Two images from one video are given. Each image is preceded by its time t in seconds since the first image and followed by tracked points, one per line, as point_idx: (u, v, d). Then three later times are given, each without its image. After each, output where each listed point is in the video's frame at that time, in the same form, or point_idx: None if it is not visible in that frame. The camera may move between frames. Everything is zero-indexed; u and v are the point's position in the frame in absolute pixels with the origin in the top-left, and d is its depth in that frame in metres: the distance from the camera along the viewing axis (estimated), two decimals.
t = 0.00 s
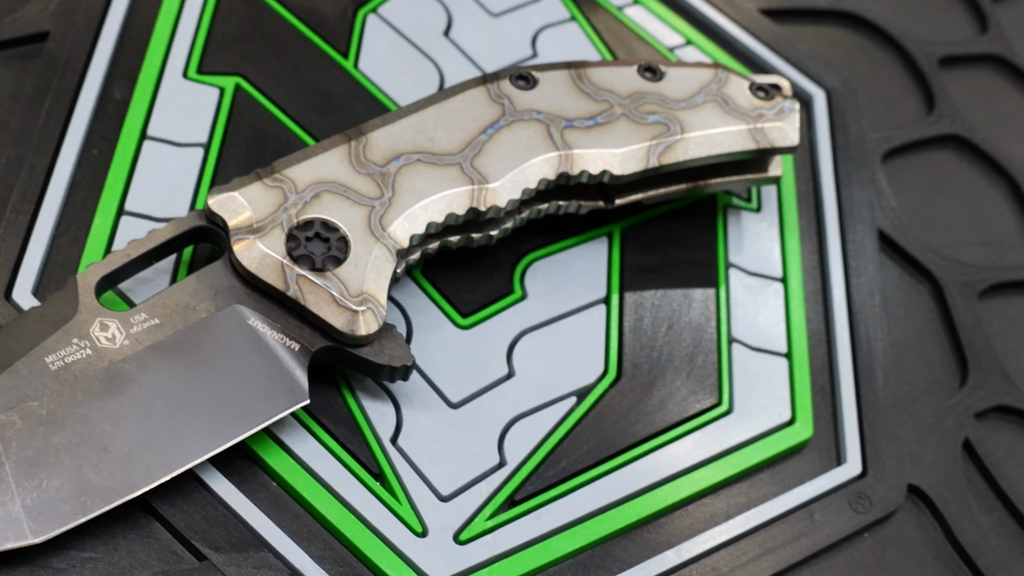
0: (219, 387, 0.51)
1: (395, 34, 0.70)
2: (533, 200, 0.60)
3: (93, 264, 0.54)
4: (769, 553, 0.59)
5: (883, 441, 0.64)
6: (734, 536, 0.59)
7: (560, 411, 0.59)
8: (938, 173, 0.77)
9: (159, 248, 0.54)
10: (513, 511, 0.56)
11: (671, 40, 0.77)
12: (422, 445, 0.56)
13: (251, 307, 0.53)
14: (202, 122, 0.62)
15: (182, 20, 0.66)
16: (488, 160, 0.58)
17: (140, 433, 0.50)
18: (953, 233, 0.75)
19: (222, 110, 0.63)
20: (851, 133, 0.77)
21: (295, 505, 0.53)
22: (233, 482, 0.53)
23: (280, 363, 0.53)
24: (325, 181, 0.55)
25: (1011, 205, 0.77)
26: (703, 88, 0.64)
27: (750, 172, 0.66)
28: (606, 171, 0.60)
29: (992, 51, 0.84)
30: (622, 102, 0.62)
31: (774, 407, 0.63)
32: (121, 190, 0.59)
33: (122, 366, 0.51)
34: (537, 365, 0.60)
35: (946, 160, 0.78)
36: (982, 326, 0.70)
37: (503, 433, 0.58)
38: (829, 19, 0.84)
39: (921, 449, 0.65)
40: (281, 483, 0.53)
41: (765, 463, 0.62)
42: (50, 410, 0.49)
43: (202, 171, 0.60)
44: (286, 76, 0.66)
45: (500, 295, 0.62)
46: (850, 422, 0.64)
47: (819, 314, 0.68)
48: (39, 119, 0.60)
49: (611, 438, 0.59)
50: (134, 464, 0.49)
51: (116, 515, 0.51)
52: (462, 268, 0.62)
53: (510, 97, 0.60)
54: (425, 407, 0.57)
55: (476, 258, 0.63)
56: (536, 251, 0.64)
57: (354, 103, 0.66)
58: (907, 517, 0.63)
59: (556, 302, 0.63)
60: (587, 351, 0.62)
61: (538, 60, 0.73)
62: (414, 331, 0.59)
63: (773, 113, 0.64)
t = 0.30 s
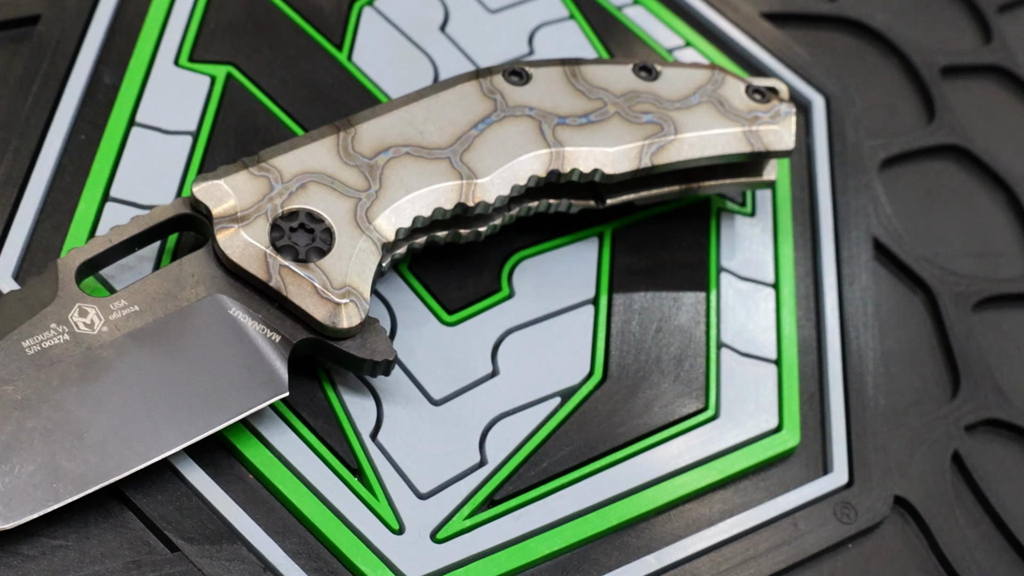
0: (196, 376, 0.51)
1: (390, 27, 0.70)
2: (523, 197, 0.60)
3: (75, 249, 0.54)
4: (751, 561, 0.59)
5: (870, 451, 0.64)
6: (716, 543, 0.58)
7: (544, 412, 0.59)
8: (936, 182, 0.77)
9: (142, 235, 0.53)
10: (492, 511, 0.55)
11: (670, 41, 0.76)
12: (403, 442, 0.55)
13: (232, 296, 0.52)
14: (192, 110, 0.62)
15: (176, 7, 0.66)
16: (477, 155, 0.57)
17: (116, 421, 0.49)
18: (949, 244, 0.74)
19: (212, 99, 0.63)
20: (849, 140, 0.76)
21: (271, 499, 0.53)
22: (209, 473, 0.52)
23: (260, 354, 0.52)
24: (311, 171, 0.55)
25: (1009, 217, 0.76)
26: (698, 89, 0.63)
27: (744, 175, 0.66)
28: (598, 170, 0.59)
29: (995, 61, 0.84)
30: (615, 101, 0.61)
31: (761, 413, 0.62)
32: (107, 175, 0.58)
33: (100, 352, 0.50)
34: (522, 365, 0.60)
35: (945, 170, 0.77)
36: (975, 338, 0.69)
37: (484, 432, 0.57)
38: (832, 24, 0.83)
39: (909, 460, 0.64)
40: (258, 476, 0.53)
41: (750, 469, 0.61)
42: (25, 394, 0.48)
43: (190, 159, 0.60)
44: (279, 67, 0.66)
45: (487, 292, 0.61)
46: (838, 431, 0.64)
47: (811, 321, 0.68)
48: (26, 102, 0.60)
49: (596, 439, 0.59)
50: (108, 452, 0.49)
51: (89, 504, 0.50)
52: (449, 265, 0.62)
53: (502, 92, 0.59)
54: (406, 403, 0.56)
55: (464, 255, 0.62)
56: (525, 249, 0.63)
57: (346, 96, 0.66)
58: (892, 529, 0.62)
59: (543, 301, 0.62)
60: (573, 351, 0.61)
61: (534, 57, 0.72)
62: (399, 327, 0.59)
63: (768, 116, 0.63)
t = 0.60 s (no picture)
0: (177, 368, 0.50)
1: (388, 22, 0.69)
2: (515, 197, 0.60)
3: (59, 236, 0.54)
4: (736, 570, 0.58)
5: (860, 462, 0.63)
6: (701, 550, 0.58)
7: (530, 413, 0.58)
8: (935, 192, 0.76)
9: (127, 224, 0.53)
10: (474, 512, 0.55)
11: (670, 43, 0.76)
12: (385, 440, 0.55)
13: (216, 289, 0.52)
14: (183, 99, 0.61)
15: None
16: (469, 153, 0.57)
17: (94, 411, 0.49)
18: (947, 254, 0.73)
19: (204, 89, 0.62)
20: (848, 147, 0.76)
21: (250, 494, 0.52)
22: (188, 467, 0.52)
23: (243, 348, 0.51)
24: (300, 165, 0.54)
25: (1008, 229, 0.75)
26: (695, 92, 0.63)
27: (740, 180, 0.65)
28: (591, 171, 0.59)
29: (999, 71, 0.83)
30: (611, 102, 0.61)
31: (750, 421, 0.62)
32: (95, 163, 0.58)
33: (80, 341, 0.49)
34: (509, 365, 0.59)
35: (945, 180, 0.77)
36: (970, 350, 0.69)
37: (468, 432, 0.56)
38: (835, 29, 0.82)
39: (899, 472, 0.64)
40: (237, 471, 0.53)
41: (737, 477, 0.60)
42: (3, 381, 0.48)
43: (180, 149, 0.59)
44: (273, 59, 0.65)
45: (476, 291, 0.61)
46: (828, 441, 0.63)
47: (804, 329, 0.67)
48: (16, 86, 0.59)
49: (582, 442, 0.58)
50: (85, 443, 0.48)
51: (66, 495, 0.50)
52: (439, 262, 0.61)
53: (496, 90, 0.59)
54: (390, 401, 0.56)
55: (454, 253, 0.62)
56: (516, 248, 0.63)
57: (340, 90, 0.65)
58: (880, 541, 0.62)
59: (533, 302, 0.61)
60: (562, 353, 0.60)
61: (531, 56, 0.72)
62: (385, 324, 0.58)
63: (765, 121, 0.63)
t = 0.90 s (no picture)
0: (157, 362, 0.50)
1: (385, 18, 0.69)
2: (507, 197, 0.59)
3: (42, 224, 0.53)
4: None
5: (850, 475, 0.62)
6: (687, 560, 0.57)
7: (516, 417, 0.57)
8: (936, 203, 0.75)
9: (112, 214, 0.52)
10: (456, 515, 0.54)
11: (671, 46, 0.75)
12: (368, 440, 0.54)
13: (199, 282, 0.51)
14: (174, 90, 0.61)
15: None
16: (461, 152, 0.56)
17: (70, 404, 0.48)
18: (946, 267, 0.72)
19: (196, 80, 0.62)
20: (849, 155, 0.75)
21: (228, 491, 0.52)
22: (166, 462, 0.51)
23: (225, 342, 0.51)
24: (288, 159, 0.54)
25: (1008, 243, 0.74)
26: (693, 97, 0.63)
27: (735, 187, 0.65)
28: (584, 174, 0.59)
29: (1004, 83, 0.82)
30: (607, 104, 0.61)
31: (739, 430, 0.61)
32: (83, 151, 0.57)
33: (59, 332, 0.49)
34: (497, 368, 0.58)
35: (946, 191, 0.76)
36: (966, 365, 0.68)
37: (453, 434, 0.56)
38: (839, 36, 0.81)
39: (889, 486, 0.63)
40: (216, 468, 0.52)
41: (725, 487, 0.60)
42: None
43: (169, 140, 0.59)
44: (268, 52, 0.65)
45: (466, 292, 0.60)
46: (819, 452, 0.62)
47: (798, 338, 0.66)
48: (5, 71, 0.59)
49: (568, 448, 0.57)
50: (61, 435, 0.48)
51: (41, 488, 0.49)
52: (428, 262, 0.61)
53: (490, 89, 0.59)
54: (375, 400, 0.55)
55: (444, 252, 0.61)
56: (508, 250, 0.62)
57: (334, 85, 0.64)
58: (869, 556, 0.61)
59: (523, 304, 0.61)
60: (551, 357, 0.60)
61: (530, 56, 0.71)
62: (372, 322, 0.57)
63: (763, 128, 0.63)
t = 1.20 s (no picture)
0: (144, 358, 0.49)
1: (386, 16, 0.68)
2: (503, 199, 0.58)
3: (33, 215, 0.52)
4: None
5: (847, 487, 0.61)
6: (679, 570, 0.56)
7: (509, 421, 0.56)
8: (940, 213, 0.74)
9: (102, 207, 0.51)
10: (445, 520, 0.53)
11: (674, 50, 0.74)
12: (357, 441, 0.53)
13: (188, 278, 0.51)
14: (170, 83, 0.60)
15: None
16: (457, 150, 0.56)
17: (54, 398, 0.47)
18: (949, 278, 0.71)
19: (192, 73, 0.61)
20: (853, 163, 0.74)
21: (214, 491, 0.51)
22: (151, 460, 0.50)
23: (213, 339, 0.50)
24: (281, 154, 0.53)
25: (1012, 255, 0.73)
26: (694, 100, 0.63)
27: (735, 193, 0.64)
28: (582, 176, 0.58)
29: (1011, 92, 0.81)
30: (606, 105, 0.60)
31: (736, 440, 0.60)
32: (76, 143, 0.56)
33: (45, 326, 0.48)
34: (490, 371, 0.57)
35: (950, 201, 0.75)
36: (967, 377, 0.67)
37: (444, 438, 0.55)
38: (845, 41, 0.81)
39: (886, 499, 0.62)
40: (202, 467, 0.51)
41: (719, 497, 0.59)
42: None
43: (164, 134, 0.59)
44: (265, 47, 0.64)
45: (460, 293, 0.59)
46: (815, 463, 0.61)
47: (797, 347, 0.65)
48: None
49: (561, 453, 0.56)
50: (44, 430, 0.47)
51: (23, 484, 0.48)
52: (423, 262, 0.60)
53: (488, 87, 0.58)
54: (365, 401, 0.54)
55: (440, 253, 0.60)
56: (504, 251, 0.61)
57: (332, 82, 0.64)
58: (865, 569, 0.60)
59: (518, 307, 0.60)
60: (545, 361, 0.59)
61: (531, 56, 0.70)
62: (364, 322, 0.57)
63: (765, 133, 0.63)
